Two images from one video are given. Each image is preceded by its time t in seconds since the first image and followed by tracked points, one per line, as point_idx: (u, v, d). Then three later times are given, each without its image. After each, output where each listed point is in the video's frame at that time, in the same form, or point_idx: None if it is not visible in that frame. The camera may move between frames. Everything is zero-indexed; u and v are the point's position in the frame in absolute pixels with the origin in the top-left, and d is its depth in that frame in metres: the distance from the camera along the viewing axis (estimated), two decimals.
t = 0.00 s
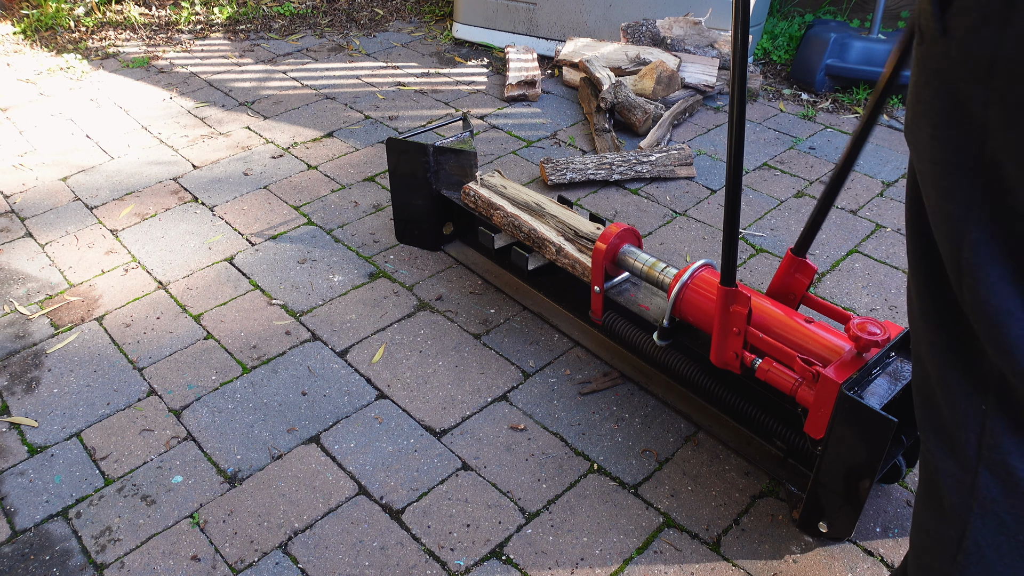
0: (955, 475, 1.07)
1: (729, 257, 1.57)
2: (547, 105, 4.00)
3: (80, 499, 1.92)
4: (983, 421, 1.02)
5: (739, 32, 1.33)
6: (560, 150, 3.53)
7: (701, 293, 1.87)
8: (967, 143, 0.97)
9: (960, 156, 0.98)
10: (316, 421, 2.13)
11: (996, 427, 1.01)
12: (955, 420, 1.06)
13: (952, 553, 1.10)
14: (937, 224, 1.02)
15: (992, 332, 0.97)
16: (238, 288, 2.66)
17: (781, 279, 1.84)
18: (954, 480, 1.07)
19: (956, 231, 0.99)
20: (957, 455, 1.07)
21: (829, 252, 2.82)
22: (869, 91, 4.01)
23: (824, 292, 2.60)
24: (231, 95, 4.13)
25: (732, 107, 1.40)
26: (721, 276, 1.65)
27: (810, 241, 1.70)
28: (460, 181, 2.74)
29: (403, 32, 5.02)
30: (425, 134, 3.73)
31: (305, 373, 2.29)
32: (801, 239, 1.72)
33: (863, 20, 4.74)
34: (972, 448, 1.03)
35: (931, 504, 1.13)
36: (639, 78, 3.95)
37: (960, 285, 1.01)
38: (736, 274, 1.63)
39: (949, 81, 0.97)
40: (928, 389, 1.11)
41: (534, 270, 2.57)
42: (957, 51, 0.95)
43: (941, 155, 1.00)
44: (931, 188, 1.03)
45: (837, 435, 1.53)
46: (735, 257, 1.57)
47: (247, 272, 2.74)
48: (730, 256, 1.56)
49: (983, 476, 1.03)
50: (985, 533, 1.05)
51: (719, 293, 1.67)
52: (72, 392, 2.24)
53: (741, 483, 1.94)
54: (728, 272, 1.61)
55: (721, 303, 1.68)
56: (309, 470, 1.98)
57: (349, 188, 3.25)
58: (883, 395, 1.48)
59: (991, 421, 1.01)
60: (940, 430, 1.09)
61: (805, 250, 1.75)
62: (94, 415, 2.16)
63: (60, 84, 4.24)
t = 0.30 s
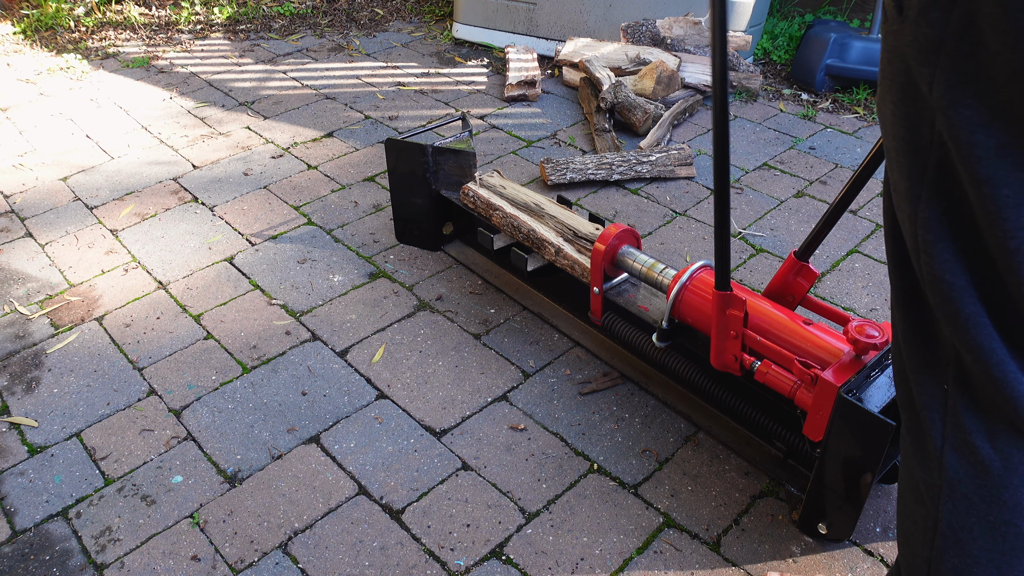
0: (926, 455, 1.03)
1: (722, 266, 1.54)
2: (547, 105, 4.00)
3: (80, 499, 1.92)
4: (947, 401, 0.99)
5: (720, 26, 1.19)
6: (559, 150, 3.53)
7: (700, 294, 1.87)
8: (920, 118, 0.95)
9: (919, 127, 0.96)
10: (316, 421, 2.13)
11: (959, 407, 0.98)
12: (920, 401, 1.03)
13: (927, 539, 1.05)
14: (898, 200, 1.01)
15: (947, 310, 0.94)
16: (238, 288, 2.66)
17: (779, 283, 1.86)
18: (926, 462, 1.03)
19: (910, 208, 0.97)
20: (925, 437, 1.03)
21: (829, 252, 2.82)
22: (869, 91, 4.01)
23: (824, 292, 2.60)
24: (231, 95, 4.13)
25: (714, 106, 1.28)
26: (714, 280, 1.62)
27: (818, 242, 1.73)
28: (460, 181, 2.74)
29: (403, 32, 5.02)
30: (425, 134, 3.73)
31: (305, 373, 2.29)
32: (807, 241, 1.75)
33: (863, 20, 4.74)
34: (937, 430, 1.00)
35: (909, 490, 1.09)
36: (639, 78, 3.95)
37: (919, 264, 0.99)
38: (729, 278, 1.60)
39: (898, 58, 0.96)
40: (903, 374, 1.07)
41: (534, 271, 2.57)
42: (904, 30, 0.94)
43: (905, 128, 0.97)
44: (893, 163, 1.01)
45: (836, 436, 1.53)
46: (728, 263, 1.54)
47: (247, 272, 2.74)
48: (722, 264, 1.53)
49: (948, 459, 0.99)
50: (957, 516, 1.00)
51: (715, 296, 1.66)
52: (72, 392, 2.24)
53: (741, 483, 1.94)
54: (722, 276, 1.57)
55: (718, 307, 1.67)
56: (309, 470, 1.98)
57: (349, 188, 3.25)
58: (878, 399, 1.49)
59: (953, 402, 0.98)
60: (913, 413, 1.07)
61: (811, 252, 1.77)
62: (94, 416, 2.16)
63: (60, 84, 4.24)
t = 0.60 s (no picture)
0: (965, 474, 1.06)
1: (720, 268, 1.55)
2: (547, 105, 4.00)
3: (80, 499, 1.92)
4: (996, 421, 1.02)
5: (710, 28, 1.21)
6: (559, 150, 3.53)
7: (698, 295, 1.87)
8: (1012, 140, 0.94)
9: (1002, 146, 0.94)
10: (316, 421, 2.13)
11: (1010, 428, 1.01)
12: (964, 418, 1.05)
13: (956, 554, 1.11)
14: (965, 216, 0.99)
15: (1015, 338, 0.95)
16: (238, 288, 2.66)
17: (779, 283, 1.85)
18: (964, 481, 1.07)
19: (987, 228, 0.96)
20: (962, 453, 1.07)
21: (829, 252, 2.82)
22: (869, 90, 4.01)
23: (824, 292, 2.60)
24: (231, 95, 4.13)
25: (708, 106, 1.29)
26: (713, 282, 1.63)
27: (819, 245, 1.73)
28: (459, 181, 2.74)
29: (403, 32, 5.02)
30: (425, 134, 3.73)
31: (305, 373, 2.29)
32: (808, 242, 1.75)
33: (863, 20, 4.73)
34: (983, 449, 1.03)
35: (936, 502, 1.13)
36: (639, 78, 3.95)
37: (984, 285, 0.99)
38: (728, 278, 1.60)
39: (1001, 71, 0.93)
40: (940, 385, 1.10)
41: (534, 271, 2.57)
42: (1016, 42, 0.90)
43: (982, 144, 0.96)
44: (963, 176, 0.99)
45: (836, 437, 1.52)
46: (728, 264, 1.54)
47: (247, 272, 2.74)
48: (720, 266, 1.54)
49: (992, 478, 1.03)
50: (995, 534, 1.05)
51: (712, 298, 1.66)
52: (72, 392, 2.24)
53: (741, 483, 1.94)
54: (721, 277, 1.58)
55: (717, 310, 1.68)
56: (309, 470, 1.98)
57: (349, 188, 3.25)
58: (878, 400, 1.48)
59: (1003, 422, 1.01)
60: (949, 427, 1.09)
61: (812, 254, 1.77)
62: (94, 416, 2.16)
63: (60, 84, 4.24)
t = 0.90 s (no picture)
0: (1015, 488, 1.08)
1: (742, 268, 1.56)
2: (547, 105, 4.00)
3: (80, 499, 1.92)
4: None
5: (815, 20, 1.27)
6: (559, 150, 3.53)
7: (699, 295, 1.87)
8: None
9: None
10: (316, 421, 2.13)
11: None
12: (1019, 439, 1.06)
13: (997, 569, 1.12)
14: None
15: None
16: (238, 288, 2.66)
17: (778, 281, 1.84)
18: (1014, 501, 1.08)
19: None
20: (1017, 472, 1.07)
21: (829, 252, 2.82)
22: (869, 90, 4.01)
23: (824, 292, 2.60)
24: (231, 95, 4.13)
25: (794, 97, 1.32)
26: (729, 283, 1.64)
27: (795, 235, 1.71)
28: (458, 181, 2.74)
29: (403, 32, 5.02)
30: (425, 134, 3.73)
31: (305, 373, 2.29)
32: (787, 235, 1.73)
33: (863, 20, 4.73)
34: None
35: (975, 517, 1.13)
36: (639, 78, 3.95)
37: None
38: (744, 281, 1.62)
39: None
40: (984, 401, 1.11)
41: (534, 271, 2.57)
42: None
43: None
44: None
45: (835, 436, 1.53)
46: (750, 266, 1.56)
47: (247, 272, 2.74)
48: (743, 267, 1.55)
49: None
50: None
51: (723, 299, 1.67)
52: (72, 392, 2.24)
53: (741, 483, 1.94)
54: (739, 279, 1.60)
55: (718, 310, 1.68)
56: (309, 470, 1.98)
57: (349, 188, 3.25)
58: (878, 400, 1.48)
59: None
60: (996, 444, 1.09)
61: (795, 249, 1.75)
62: (94, 416, 2.16)
63: (60, 84, 4.24)
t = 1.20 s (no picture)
0: None
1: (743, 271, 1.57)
2: (547, 105, 4.00)
3: (80, 499, 1.92)
4: None
5: (721, 19, 1.40)
6: (559, 150, 3.53)
7: (699, 295, 1.87)
8: None
9: None
10: (316, 421, 2.13)
11: None
12: None
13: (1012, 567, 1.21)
14: None
15: None
16: (238, 288, 2.66)
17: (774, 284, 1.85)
18: None
19: None
20: None
21: (829, 252, 2.82)
22: (869, 90, 4.01)
23: (824, 292, 2.60)
24: (231, 95, 4.13)
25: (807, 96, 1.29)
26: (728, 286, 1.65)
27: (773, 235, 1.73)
28: (458, 182, 2.75)
29: (403, 32, 5.02)
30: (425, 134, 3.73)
31: (305, 373, 2.29)
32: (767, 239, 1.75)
33: (863, 20, 4.73)
34: None
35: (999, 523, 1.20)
36: (639, 78, 3.95)
37: None
38: (744, 284, 1.63)
39: None
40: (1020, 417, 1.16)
41: (534, 271, 2.57)
42: None
43: None
44: None
45: (835, 436, 1.52)
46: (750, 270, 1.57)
47: (247, 272, 2.74)
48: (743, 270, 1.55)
49: None
50: None
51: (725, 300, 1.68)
52: (72, 392, 2.24)
53: (741, 483, 1.94)
54: (739, 282, 1.60)
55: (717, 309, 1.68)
56: (309, 471, 1.98)
57: (349, 188, 3.25)
58: (879, 399, 1.48)
59: None
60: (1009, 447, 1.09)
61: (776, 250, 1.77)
62: (94, 416, 2.16)
63: (60, 84, 4.24)
